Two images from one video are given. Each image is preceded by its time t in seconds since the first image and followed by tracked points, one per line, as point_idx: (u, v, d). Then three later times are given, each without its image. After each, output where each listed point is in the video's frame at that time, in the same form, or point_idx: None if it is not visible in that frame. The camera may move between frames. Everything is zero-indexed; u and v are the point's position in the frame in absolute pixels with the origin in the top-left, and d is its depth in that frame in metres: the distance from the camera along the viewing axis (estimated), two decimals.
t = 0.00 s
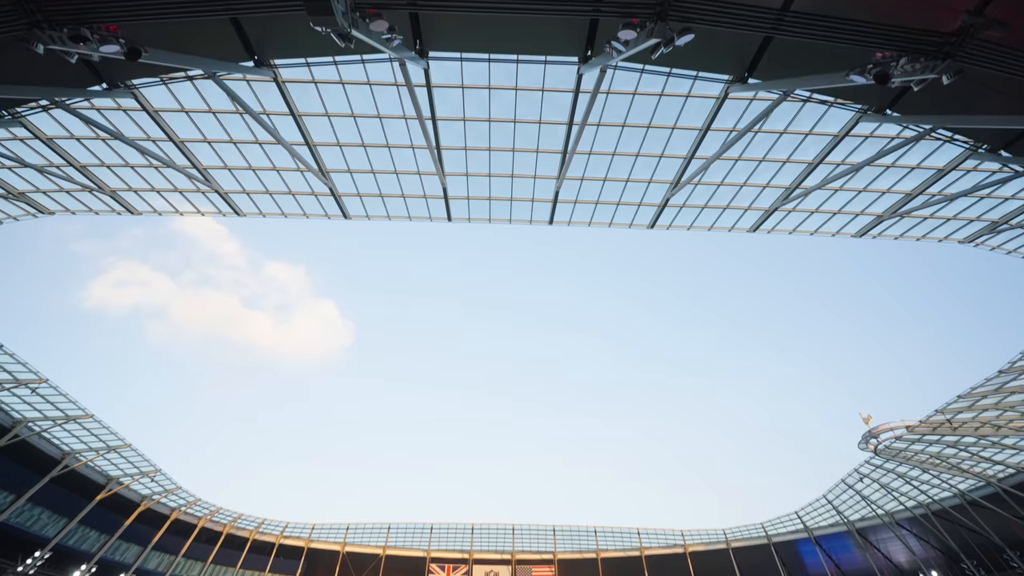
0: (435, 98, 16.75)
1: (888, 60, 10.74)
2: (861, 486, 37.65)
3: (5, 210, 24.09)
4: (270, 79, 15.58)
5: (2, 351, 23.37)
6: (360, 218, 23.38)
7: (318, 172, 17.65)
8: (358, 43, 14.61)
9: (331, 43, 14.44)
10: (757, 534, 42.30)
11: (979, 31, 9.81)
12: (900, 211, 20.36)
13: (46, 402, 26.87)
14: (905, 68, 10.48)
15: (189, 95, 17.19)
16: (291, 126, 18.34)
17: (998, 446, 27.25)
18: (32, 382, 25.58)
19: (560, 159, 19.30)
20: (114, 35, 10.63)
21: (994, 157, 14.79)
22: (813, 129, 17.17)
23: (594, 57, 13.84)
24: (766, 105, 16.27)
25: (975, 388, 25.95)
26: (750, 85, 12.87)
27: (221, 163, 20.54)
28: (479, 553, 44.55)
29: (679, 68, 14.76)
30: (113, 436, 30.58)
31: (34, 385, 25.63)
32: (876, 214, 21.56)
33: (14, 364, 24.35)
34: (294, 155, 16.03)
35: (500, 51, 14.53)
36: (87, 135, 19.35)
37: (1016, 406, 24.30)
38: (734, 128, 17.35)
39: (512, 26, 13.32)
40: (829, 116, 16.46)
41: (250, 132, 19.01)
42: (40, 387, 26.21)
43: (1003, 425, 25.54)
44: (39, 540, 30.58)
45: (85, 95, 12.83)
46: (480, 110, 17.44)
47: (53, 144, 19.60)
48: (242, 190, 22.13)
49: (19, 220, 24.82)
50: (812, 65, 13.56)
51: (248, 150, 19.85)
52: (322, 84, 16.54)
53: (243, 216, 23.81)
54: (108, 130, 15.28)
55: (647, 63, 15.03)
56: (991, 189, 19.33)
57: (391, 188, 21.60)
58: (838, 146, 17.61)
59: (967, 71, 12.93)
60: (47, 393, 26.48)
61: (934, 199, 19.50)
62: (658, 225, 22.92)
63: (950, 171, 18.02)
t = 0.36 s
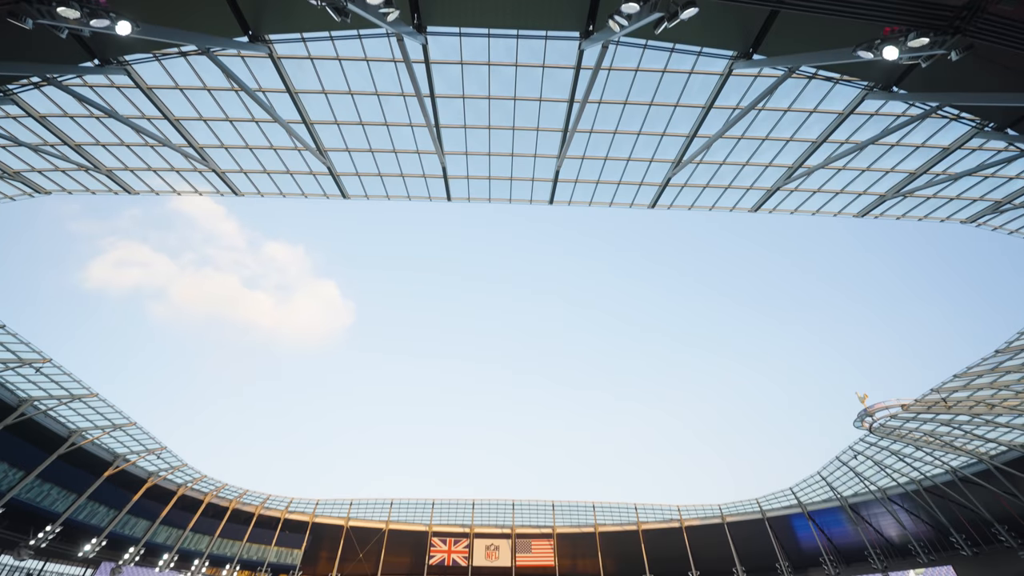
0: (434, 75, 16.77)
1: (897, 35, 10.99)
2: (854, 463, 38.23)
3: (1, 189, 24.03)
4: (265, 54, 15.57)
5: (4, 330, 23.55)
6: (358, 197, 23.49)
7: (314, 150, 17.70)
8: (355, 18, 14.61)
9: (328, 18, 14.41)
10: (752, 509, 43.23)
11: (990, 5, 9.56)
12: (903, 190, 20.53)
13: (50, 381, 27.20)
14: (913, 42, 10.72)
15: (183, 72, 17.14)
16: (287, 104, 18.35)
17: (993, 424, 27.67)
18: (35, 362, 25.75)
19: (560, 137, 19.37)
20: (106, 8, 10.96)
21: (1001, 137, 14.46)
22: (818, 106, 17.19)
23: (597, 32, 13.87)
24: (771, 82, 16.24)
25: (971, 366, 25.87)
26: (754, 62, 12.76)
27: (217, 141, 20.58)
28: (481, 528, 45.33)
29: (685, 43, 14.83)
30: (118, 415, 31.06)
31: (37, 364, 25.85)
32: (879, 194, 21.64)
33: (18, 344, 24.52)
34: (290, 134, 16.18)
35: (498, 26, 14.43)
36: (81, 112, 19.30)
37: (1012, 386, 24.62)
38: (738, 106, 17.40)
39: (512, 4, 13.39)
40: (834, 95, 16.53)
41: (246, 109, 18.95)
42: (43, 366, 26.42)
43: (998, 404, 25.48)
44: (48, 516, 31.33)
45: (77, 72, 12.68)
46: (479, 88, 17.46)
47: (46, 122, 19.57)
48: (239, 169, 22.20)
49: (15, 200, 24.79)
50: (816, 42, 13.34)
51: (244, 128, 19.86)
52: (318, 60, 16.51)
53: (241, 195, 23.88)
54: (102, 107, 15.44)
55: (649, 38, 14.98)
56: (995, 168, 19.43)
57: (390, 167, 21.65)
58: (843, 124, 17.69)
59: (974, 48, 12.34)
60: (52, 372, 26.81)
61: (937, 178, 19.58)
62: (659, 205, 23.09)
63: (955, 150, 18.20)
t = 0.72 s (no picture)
0: (432, 48, 16.75)
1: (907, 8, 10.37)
2: (848, 439, 38.99)
3: None
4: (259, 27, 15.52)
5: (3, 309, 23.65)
6: (357, 175, 23.48)
7: (312, 126, 17.71)
8: None
9: None
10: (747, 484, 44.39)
11: None
12: (907, 169, 20.51)
13: (55, 359, 27.60)
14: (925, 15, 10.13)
15: (175, 46, 17.07)
16: (283, 79, 18.34)
17: (988, 401, 28.09)
18: (38, 340, 25.98)
19: (561, 114, 19.39)
20: None
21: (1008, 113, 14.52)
22: (824, 82, 17.19)
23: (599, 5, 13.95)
24: (777, 56, 16.09)
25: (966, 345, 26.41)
26: (761, 35, 12.82)
27: (212, 118, 20.50)
28: (479, 502, 46.96)
29: (689, 16, 14.78)
30: (123, 392, 31.67)
31: (41, 343, 26.14)
32: (883, 172, 21.63)
33: (20, 323, 24.67)
34: (286, 110, 16.21)
35: None
36: (72, 88, 19.09)
37: (1007, 363, 24.87)
38: (742, 82, 17.47)
39: None
40: (841, 69, 16.44)
41: (241, 85, 18.90)
42: (46, 345, 26.66)
43: (992, 381, 26.15)
44: (58, 490, 32.22)
45: (69, 46, 12.47)
46: (479, 62, 17.44)
47: (38, 99, 19.38)
48: (236, 146, 22.15)
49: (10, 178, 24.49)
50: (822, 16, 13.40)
51: (240, 104, 19.77)
52: (314, 34, 16.46)
53: (238, 173, 23.77)
54: (95, 83, 15.39)
55: (653, 11, 15.10)
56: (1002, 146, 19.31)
57: (388, 144, 21.64)
58: (848, 100, 17.63)
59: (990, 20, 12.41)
60: (56, 351, 27.13)
61: (943, 156, 19.56)
62: (661, 182, 23.04)
63: (962, 127, 18.11)
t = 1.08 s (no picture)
0: (429, 17, 16.63)
1: None
2: (843, 412, 39.62)
3: None
4: None
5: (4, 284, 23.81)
6: (355, 149, 23.45)
7: (309, 99, 17.69)
8: None
9: None
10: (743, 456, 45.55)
11: None
12: (914, 142, 20.33)
13: (57, 334, 27.75)
14: None
15: (165, 13, 16.84)
16: (278, 49, 18.21)
17: (982, 375, 28.53)
18: (41, 316, 26.18)
19: (562, 85, 19.19)
20: None
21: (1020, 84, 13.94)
22: (832, 52, 17.05)
23: None
24: (784, 24, 16.14)
25: (964, 320, 26.46)
26: (768, 3, 12.15)
27: (206, 90, 20.26)
28: (480, 472, 48.18)
29: None
30: (127, 366, 31.90)
31: (42, 318, 26.34)
32: (888, 146, 21.39)
33: (20, 298, 24.80)
34: (283, 82, 16.20)
35: None
36: (61, 59, 18.72)
37: (1004, 338, 25.03)
38: (748, 52, 17.37)
39: None
40: (849, 39, 16.40)
41: (235, 56, 18.59)
42: (49, 320, 26.86)
43: (987, 356, 26.77)
44: (68, 462, 33.01)
45: (55, 14, 12.01)
46: (478, 32, 17.24)
47: (26, 70, 19.11)
48: (232, 119, 21.86)
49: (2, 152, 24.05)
50: None
51: (234, 76, 19.49)
52: (309, 2, 16.29)
53: (235, 147, 23.49)
54: (85, 55, 14.56)
55: None
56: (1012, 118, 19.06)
57: (386, 117, 21.53)
58: (856, 71, 17.61)
59: None
60: (58, 326, 27.29)
61: (950, 129, 19.43)
62: (663, 157, 23.15)
63: (971, 100, 17.95)
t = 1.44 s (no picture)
0: None
1: None
2: (839, 385, 39.73)
3: None
4: None
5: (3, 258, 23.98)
6: (352, 122, 22.42)
7: (305, 72, 17.19)
8: None
9: None
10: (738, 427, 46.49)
11: None
12: (921, 114, 19.01)
13: (60, 309, 28.07)
14: None
15: None
16: (271, 17, 17.48)
17: (976, 349, 28.85)
18: (42, 291, 26.40)
19: (564, 55, 18.08)
20: None
21: None
22: (841, 20, 16.05)
23: None
24: None
25: (963, 295, 26.40)
26: None
27: (199, 60, 19.37)
28: (481, 444, 49.13)
29: None
30: (129, 341, 32.19)
31: (44, 293, 26.53)
32: (895, 117, 20.05)
33: (20, 273, 24.96)
34: (278, 51, 15.94)
35: None
36: (49, 27, 17.86)
37: (1003, 313, 25.15)
38: (754, 20, 16.38)
39: None
40: (861, 5, 15.42)
41: (228, 24, 17.81)
42: (50, 295, 27.06)
43: (984, 330, 26.89)
44: (76, 433, 33.61)
45: None
46: None
47: (13, 38, 18.23)
48: (226, 92, 21.00)
49: None
50: None
51: (226, 45, 18.62)
52: None
53: (230, 120, 22.59)
54: (71, 21, 15.15)
55: None
56: None
57: (384, 89, 20.55)
58: (865, 40, 16.54)
59: None
60: (59, 301, 27.52)
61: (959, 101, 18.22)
62: (665, 130, 21.83)
63: (982, 70, 16.82)
